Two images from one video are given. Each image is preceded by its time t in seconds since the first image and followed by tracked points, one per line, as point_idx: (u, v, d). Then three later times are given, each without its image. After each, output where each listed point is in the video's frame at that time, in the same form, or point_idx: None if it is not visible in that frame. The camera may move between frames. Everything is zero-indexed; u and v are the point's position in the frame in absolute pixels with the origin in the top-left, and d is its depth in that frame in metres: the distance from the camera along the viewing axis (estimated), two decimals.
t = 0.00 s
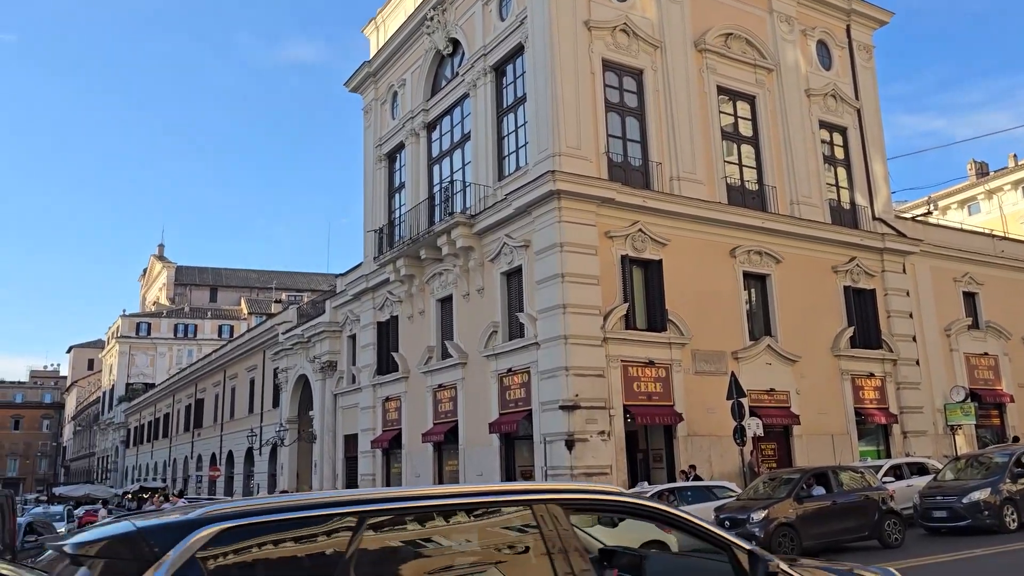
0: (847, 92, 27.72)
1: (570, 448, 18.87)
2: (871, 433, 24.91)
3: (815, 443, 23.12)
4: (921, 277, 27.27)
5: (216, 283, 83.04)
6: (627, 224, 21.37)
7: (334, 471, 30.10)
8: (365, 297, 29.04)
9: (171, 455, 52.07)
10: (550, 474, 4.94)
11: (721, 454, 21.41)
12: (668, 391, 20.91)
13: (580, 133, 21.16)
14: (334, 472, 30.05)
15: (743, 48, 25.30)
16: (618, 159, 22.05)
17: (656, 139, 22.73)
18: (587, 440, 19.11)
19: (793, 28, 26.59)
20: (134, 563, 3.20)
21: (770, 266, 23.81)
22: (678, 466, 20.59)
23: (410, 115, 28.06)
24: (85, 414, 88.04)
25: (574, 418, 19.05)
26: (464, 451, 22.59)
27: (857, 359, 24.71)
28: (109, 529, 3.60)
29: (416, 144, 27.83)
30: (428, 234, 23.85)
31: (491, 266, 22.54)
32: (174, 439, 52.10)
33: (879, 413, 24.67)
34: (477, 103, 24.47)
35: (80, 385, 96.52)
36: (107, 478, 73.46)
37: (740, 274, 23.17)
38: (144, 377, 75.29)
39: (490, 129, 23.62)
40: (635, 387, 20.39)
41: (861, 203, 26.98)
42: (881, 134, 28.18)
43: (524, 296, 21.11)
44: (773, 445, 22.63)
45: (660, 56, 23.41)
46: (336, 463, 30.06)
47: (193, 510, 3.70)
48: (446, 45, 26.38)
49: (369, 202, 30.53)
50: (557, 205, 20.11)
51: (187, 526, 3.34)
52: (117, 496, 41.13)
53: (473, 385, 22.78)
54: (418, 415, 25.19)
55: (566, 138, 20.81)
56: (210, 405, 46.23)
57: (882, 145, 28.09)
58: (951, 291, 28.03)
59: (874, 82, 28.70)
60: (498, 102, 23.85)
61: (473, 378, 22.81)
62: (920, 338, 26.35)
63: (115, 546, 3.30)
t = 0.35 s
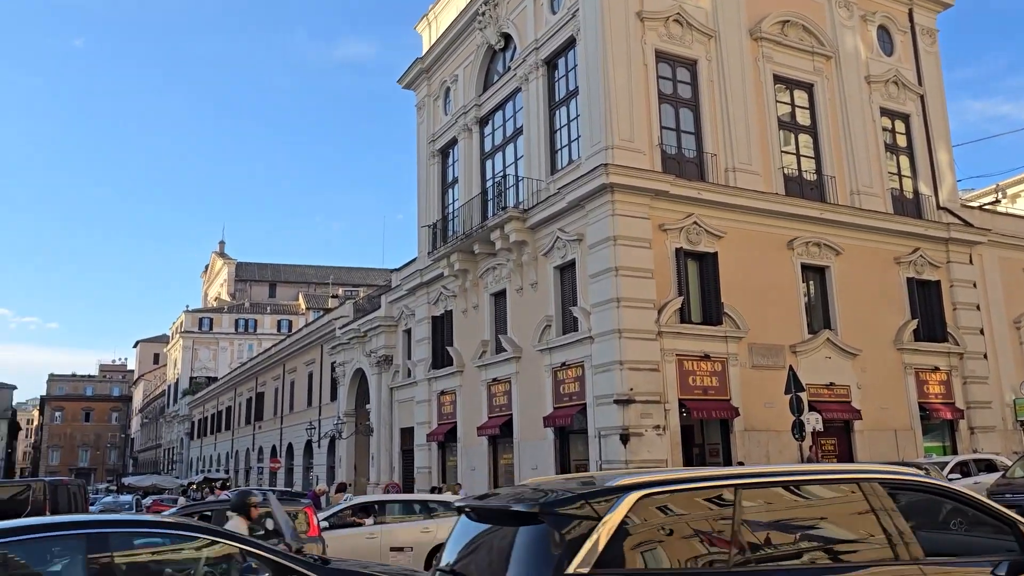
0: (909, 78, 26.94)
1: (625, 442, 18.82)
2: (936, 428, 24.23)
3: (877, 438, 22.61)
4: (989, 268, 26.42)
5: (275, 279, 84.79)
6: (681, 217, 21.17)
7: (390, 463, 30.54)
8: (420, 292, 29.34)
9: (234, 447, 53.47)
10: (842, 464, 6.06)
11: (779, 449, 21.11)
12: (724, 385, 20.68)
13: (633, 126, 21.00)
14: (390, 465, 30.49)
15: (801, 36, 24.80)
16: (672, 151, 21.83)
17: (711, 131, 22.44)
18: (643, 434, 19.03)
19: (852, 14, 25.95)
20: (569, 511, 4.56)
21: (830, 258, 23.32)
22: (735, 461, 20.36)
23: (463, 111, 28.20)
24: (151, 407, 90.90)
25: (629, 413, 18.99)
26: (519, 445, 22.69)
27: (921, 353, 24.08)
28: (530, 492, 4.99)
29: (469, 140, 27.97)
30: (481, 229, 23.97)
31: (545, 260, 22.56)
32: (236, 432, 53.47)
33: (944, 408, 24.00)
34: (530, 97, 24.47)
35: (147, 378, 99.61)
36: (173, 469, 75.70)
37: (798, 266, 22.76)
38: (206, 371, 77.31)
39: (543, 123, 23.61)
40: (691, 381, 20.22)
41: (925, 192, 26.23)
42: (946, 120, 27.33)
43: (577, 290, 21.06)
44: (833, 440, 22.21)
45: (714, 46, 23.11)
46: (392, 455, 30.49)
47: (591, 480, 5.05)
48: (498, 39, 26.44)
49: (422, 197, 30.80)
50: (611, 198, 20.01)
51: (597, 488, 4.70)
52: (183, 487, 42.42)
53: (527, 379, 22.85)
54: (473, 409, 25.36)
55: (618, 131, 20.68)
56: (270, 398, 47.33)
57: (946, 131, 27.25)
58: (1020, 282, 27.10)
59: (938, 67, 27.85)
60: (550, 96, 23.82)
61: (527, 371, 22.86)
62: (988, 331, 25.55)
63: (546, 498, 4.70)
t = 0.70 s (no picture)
0: (983, 54, 25.92)
1: (688, 431, 18.65)
2: (1014, 417, 23.40)
3: (950, 427, 21.96)
4: None
5: (337, 270, 86.22)
6: (743, 203, 20.83)
7: (453, 451, 30.91)
8: (480, 283, 29.53)
9: (300, 436, 54.68)
10: None
11: (846, 438, 20.70)
12: (789, 373, 20.34)
13: (693, 111, 20.70)
14: (453, 453, 30.84)
15: (866, 14, 24.09)
16: (733, 136, 21.47)
17: (773, 114, 22.00)
18: (705, 423, 18.85)
19: None
20: (894, 477, 6.58)
21: (899, 242, 22.68)
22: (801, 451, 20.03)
23: (520, 100, 28.20)
24: (221, 396, 93.51)
25: (691, 401, 18.81)
26: (580, 433, 22.71)
27: (996, 339, 23.28)
28: (843, 469, 7.14)
29: (526, 129, 27.97)
30: (540, 218, 23.98)
31: (605, 249, 22.46)
32: (302, 421, 54.67)
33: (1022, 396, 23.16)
34: (587, 84, 24.32)
35: (217, 368, 102.51)
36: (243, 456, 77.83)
37: (865, 251, 22.19)
38: (273, 361, 79.16)
39: (601, 111, 23.45)
40: (754, 369, 19.95)
41: (1000, 172, 25.26)
42: (1022, 97, 26.24)
43: (637, 279, 20.91)
44: (904, 430, 21.65)
45: (776, 27, 22.60)
46: (454, 444, 30.84)
47: (886, 459, 7.17)
48: (554, 28, 26.34)
49: (481, 187, 30.95)
50: (671, 185, 19.78)
51: (919, 462, 6.73)
52: (252, 474, 43.65)
53: (587, 368, 22.84)
54: (535, 398, 25.46)
55: (678, 117, 20.41)
56: (335, 388, 48.25)
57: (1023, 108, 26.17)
58: None
59: (1013, 42, 26.73)
60: (608, 83, 23.64)
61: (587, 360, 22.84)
62: None
63: (883, 469, 6.71)
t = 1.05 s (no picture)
0: None
1: (740, 421, 18.43)
2: None
3: (1014, 417, 21.32)
4: None
5: (386, 263, 87.10)
6: (796, 188, 20.46)
7: (503, 441, 31.06)
8: (528, 273, 29.54)
9: (353, 426, 55.48)
10: None
11: (905, 428, 20.25)
12: (845, 362, 19.96)
13: (743, 96, 20.37)
14: (503, 443, 31.00)
15: None
16: (784, 121, 21.08)
17: (826, 98, 21.53)
18: (758, 413, 18.60)
19: None
20: None
21: (959, 227, 22.05)
22: (857, 441, 19.67)
23: (567, 90, 28.06)
24: (275, 386, 95.39)
25: (743, 391, 18.58)
26: (631, 423, 22.61)
27: None
28: None
29: (573, 118, 27.83)
30: (588, 208, 23.88)
31: (654, 237, 22.26)
32: (354, 411, 55.46)
33: None
34: (634, 72, 24.08)
35: (271, 360, 104.58)
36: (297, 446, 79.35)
37: (924, 237, 21.64)
38: (325, 353, 80.41)
39: (648, 98, 23.23)
40: (808, 358, 19.62)
41: None
42: None
43: (687, 268, 20.66)
44: (966, 420, 21.08)
45: (829, 9, 22.09)
46: (504, 434, 30.99)
47: None
48: (601, 16, 26.13)
49: (529, 177, 30.94)
50: (721, 172, 19.51)
51: None
52: (306, 463, 44.48)
53: (637, 358, 22.70)
54: (584, 388, 25.41)
55: (728, 103, 20.11)
56: (386, 378, 48.83)
57: None
58: None
59: None
60: (655, 70, 23.39)
61: (637, 350, 22.71)
62: None
63: None
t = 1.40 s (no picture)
0: None
1: (787, 415, 18.18)
2: None
3: None
4: None
5: (428, 258, 87.51)
6: (843, 179, 20.09)
7: (545, 436, 31.05)
8: (570, 267, 29.46)
9: (396, 421, 55.95)
10: None
11: (957, 423, 19.80)
12: (894, 355, 19.58)
13: (788, 86, 20.03)
14: (546, 438, 30.98)
15: None
16: (831, 111, 20.69)
17: (874, 86, 21.09)
18: (805, 407, 18.34)
19: None
20: None
21: (1013, 217, 21.48)
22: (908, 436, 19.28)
23: (607, 83, 27.89)
24: (319, 381, 96.59)
25: (790, 385, 18.31)
26: (675, 418, 22.44)
27: None
28: None
29: (614, 112, 27.66)
30: (630, 201, 23.72)
31: (697, 230, 22.03)
32: (397, 406, 55.89)
33: None
34: (676, 64, 23.83)
35: (315, 356, 105.87)
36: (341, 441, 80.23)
37: (976, 227, 21.11)
38: (368, 349, 81.12)
39: (690, 89, 22.98)
40: (857, 352, 19.28)
41: None
42: None
43: (731, 261, 20.42)
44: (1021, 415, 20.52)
45: None
46: (547, 429, 30.98)
47: None
48: (641, 7, 25.88)
49: (569, 171, 30.84)
50: (765, 163, 19.24)
51: None
52: (351, 457, 45.01)
53: (681, 352, 22.50)
54: (627, 383, 25.30)
55: (772, 93, 19.79)
56: (428, 374, 49.10)
57: None
58: None
59: None
60: (697, 61, 23.11)
61: (681, 344, 22.51)
62: None
63: None
